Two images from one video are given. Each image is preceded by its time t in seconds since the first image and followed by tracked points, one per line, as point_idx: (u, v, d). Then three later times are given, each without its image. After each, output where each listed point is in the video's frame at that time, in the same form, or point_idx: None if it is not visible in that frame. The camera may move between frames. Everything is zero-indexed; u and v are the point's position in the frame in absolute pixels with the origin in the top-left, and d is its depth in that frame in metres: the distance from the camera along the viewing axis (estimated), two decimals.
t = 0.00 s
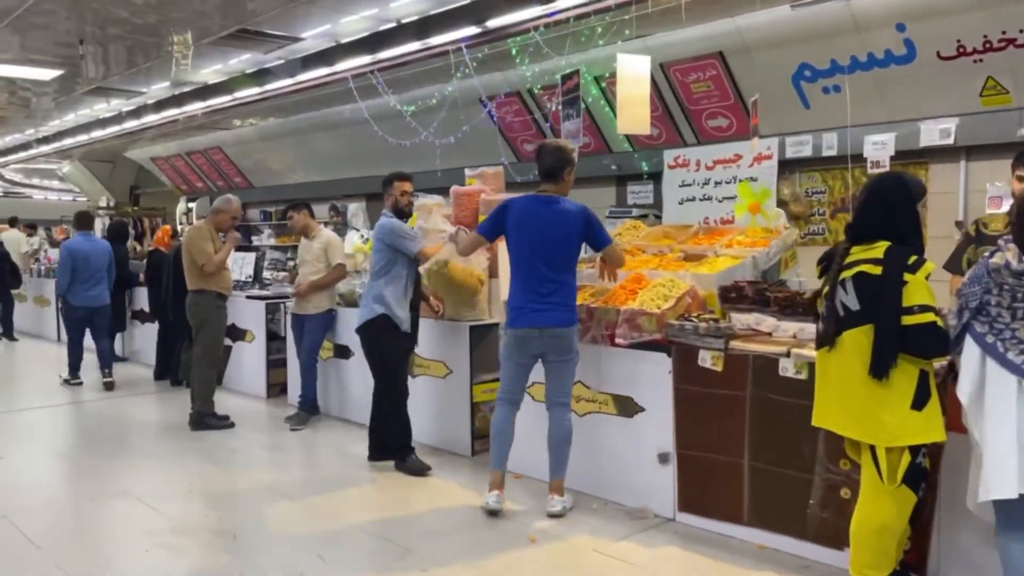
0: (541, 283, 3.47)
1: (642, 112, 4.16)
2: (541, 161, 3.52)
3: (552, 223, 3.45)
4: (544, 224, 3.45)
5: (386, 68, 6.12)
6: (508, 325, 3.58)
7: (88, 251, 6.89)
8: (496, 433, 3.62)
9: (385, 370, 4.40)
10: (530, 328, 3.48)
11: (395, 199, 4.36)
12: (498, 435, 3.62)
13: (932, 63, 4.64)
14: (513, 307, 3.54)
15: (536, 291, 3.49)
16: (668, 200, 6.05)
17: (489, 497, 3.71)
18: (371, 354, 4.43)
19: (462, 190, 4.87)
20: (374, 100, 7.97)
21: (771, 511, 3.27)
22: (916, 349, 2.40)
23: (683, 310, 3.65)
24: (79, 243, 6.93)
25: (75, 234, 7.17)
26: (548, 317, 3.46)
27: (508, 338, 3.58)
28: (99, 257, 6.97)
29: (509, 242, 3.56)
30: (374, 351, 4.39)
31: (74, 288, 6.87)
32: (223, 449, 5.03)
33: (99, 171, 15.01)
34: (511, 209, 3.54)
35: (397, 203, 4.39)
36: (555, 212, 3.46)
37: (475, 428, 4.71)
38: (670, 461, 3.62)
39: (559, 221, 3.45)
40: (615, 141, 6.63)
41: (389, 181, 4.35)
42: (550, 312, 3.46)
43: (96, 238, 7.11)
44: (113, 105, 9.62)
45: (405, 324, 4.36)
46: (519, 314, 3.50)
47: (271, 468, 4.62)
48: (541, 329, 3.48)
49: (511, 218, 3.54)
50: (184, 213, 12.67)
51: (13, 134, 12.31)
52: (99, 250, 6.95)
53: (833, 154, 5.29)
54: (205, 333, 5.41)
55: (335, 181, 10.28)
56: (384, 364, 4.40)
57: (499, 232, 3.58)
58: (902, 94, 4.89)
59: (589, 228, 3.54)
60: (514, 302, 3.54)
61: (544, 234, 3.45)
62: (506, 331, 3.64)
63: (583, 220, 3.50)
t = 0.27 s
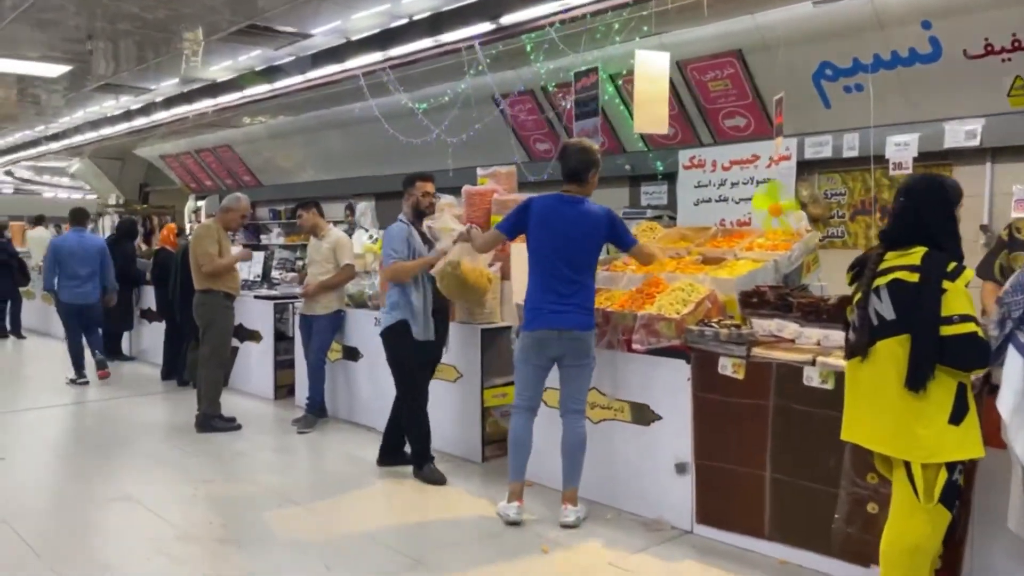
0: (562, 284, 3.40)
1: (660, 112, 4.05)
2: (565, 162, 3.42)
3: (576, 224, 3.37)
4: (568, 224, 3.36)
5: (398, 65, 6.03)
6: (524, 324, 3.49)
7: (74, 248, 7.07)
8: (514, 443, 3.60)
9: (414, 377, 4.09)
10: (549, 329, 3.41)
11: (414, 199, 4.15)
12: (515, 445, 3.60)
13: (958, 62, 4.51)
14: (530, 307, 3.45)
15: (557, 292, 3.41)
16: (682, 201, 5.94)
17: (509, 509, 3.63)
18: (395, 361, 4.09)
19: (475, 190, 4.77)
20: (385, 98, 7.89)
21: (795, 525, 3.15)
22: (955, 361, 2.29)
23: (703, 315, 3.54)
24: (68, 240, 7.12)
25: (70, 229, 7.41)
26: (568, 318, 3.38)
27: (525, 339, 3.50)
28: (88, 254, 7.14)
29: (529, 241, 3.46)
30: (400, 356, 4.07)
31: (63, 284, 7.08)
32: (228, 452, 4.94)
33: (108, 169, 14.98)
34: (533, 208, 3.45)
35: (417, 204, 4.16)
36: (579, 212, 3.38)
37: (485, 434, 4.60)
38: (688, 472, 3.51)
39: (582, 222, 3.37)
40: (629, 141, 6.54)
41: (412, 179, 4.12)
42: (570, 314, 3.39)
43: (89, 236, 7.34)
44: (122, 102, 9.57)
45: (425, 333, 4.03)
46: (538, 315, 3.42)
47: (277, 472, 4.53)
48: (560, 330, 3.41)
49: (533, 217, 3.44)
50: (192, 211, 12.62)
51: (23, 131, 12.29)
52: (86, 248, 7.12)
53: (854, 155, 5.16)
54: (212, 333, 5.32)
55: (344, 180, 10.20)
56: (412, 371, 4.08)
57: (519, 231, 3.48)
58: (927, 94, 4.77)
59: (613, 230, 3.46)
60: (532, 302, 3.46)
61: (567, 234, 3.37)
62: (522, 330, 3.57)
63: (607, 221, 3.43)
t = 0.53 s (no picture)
0: (585, 282, 3.29)
1: (682, 108, 3.93)
2: (594, 163, 3.39)
3: (605, 221, 3.30)
4: (595, 220, 3.29)
5: (410, 60, 5.94)
6: (540, 323, 3.36)
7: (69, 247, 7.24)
8: (530, 447, 3.43)
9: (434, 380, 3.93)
10: (568, 327, 3.28)
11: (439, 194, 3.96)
12: (532, 449, 3.43)
13: (987, 57, 4.38)
14: (549, 304, 3.33)
15: (578, 289, 3.30)
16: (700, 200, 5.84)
17: (524, 514, 3.52)
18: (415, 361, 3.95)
19: (489, 187, 4.67)
20: (397, 94, 7.79)
21: (824, 535, 3.04)
22: (1002, 366, 2.17)
23: (727, 317, 3.41)
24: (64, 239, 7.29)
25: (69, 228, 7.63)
26: (588, 317, 3.27)
27: (540, 338, 3.36)
28: (84, 252, 7.32)
29: (553, 237, 3.38)
30: (420, 358, 3.93)
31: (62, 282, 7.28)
32: (237, 453, 4.85)
33: (118, 167, 14.95)
34: (560, 203, 3.39)
35: (442, 200, 3.97)
36: (608, 210, 3.32)
37: (499, 436, 4.49)
38: (710, 479, 3.39)
39: (610, 219, 3.31)
40: (644, 138, 6.45)
41: (440, 174, 3.89)
42: (591, 313, 3.27)
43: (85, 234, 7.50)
44: (131, 98, 9.51)
45: (437, 334, 3.83)
46: (557, 311, 3.29)
47: (287, 475, 4.43)
48: (578, 330, 3.28)
49: (559, 212, 3.38)
50: (201, 209, 12.56)
51: (32, 128, 12.23)
52: (81, 246, 7.26)
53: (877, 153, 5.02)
54: (220, 332, 5.23)
55: (354, 177, 10.12)
56: (433, 373, 3.92)
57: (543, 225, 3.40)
58: (954, 90, 4.64)
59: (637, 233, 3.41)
60: (550, 299, 3.34)
61: (594, 231, 3.29)
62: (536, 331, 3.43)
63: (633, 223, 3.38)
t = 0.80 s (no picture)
0: (604, 278, 3.24)
1: (700, 98, 3.83)
2: (616, 158, 3.35)
3: (627, 217, 3.26)
4: (618, 214, 3.25)
5: (418, 54, 5.84)
6: (558, 320, 3.27)
7: (71, 241, 7.64)
8: (548, 448, 3.34)
9: (454, 383, 3.86)
10: (587, 323, 3.20)
11: (472, 189, 3.87)
12: (550, 450, 3.34)
13: (1012, 47, 4.27)
14: (569, 299, 3.25)
15: (598, 285, 3.24)
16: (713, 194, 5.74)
17: (540, 516, 3.41)
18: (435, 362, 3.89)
19: (501, 182, 4.58)
20: (404, 89, 7.70)
21: (853, 539, 2.94)
22: None
23: (750, 314, 3.32)
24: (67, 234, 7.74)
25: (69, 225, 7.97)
26: (608, 313, 3.20)
27: (559, 335, 3.27)
28: (86, 249, 7.71)
29: (574, 231, 3.33)
30: (440, 358, 3.85)
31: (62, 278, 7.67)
32: (244, 455, 4.76)
33: (121, 165, 14.89)
34: (581, 197, 3.34)
35: (474, 196, 3.88)
36: (629, 207, 3.28)
37: (512, 437, 4.40)
38: (733, 481, 3.30)
39: (633, 214, 3.27)
40: (657, 133, 6.34)
41: (474, 169, 3.84)
42: (610, 310, 3.21)
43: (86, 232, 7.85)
44: (135, 95, 9.42)
45: (452, 333, 3.77)
46: (577, 306, 3.22)
47: (296, 478, 4.34)
48: (599, 326, 3.20)
49: (581, 206, 3.33)
50: (205, 207, 12.48)
51: (35, 126, 12.15)
52: (82, 241, 7.68)
53: (896, 146, 4.91)
54: (227, 330, 5.14)
55: (360, 174, 10.03)
56: (451, 376, 3.84)
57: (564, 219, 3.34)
58: (977, 81, 4.53)
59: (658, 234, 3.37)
60: (570, 295, 3.27)
61: (615, 226, 3.24)
62: (553, 329, 3.34)
63: (655, 223, 3.34)
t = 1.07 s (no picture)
0: (624, 277, 3.15)
1: (718, 91, 3.72)
2: (633, 153, 3.25)
3: (647, 214, 3.17)
4: (637, 210, 3.16)
5: (424, 48, 5.73)
6: (577, 321, 3.20)
7: (67, 243, 7.57)
8: (566, 452, 3.26)
9: (480, 385, 3.70)
10: (606, 324, 3.12)
11: (507, 188, 3.68)
12: (567, 455, 3.26)
13: None
14: (587, 299, 3.18)
15: (617, 284, 3.16)
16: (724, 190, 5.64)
17: (557, 522, 3.32)
18: (458, 362, 3.75)
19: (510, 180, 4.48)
20: (408, 85, 7.60)
21: (883, 547, 2.85)
22: None
23: (773, 314, 3.22)
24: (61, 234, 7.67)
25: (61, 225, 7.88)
26: (627, 314, 3.12)
27: (578, 337, 3.20)
28: (81, 251, 7.64)
29: (592, 229, 3.25)
30: (464, 359, 3.71)
31: (55, 278, 7.59)
32: (250, 459, 4.65)
33: (119, 163, 14.76)
34: (599, 193, 3.25)
35: (508, 195, 3.69)
36: (650, 204, 3.19)
37: (524, 440, 4.30)
38: (757, 486, 3.21)
39: (652, 210, 3.18)
40: (666, 128, 6.22)
41: (511, 169, 3.63)
42: (630, 310, 3.12)
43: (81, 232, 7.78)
44: (133, 92, 9.30)
45: (479, 333, 3.62)
46: (596, 307, 3.14)
47: (303, 483, 4.25)
48: (619, 326, 3.12)
49: (599, 203, 3.24)
50: (205, 205, 12.37)
51: (32, 124, 12.03)
52: (79, 242, 7.61)
53: (913, 140, 4.81)
54: (230, 331, 5.02)
55: (361, 171, 9.92)
56: (474, 377, 3.70)
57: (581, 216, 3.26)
58: (997, 73, 4.43)
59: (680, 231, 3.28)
60: (589, 295, 3.19)
61: (635, 223, 3.15)
62: (572, 330, 3.26)
63: (676, 220, 3.25)
